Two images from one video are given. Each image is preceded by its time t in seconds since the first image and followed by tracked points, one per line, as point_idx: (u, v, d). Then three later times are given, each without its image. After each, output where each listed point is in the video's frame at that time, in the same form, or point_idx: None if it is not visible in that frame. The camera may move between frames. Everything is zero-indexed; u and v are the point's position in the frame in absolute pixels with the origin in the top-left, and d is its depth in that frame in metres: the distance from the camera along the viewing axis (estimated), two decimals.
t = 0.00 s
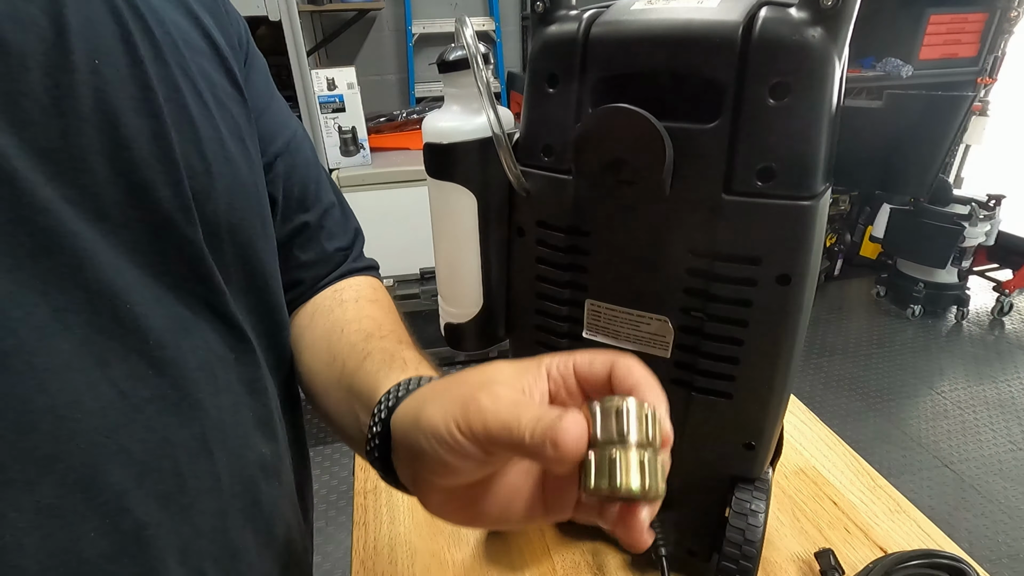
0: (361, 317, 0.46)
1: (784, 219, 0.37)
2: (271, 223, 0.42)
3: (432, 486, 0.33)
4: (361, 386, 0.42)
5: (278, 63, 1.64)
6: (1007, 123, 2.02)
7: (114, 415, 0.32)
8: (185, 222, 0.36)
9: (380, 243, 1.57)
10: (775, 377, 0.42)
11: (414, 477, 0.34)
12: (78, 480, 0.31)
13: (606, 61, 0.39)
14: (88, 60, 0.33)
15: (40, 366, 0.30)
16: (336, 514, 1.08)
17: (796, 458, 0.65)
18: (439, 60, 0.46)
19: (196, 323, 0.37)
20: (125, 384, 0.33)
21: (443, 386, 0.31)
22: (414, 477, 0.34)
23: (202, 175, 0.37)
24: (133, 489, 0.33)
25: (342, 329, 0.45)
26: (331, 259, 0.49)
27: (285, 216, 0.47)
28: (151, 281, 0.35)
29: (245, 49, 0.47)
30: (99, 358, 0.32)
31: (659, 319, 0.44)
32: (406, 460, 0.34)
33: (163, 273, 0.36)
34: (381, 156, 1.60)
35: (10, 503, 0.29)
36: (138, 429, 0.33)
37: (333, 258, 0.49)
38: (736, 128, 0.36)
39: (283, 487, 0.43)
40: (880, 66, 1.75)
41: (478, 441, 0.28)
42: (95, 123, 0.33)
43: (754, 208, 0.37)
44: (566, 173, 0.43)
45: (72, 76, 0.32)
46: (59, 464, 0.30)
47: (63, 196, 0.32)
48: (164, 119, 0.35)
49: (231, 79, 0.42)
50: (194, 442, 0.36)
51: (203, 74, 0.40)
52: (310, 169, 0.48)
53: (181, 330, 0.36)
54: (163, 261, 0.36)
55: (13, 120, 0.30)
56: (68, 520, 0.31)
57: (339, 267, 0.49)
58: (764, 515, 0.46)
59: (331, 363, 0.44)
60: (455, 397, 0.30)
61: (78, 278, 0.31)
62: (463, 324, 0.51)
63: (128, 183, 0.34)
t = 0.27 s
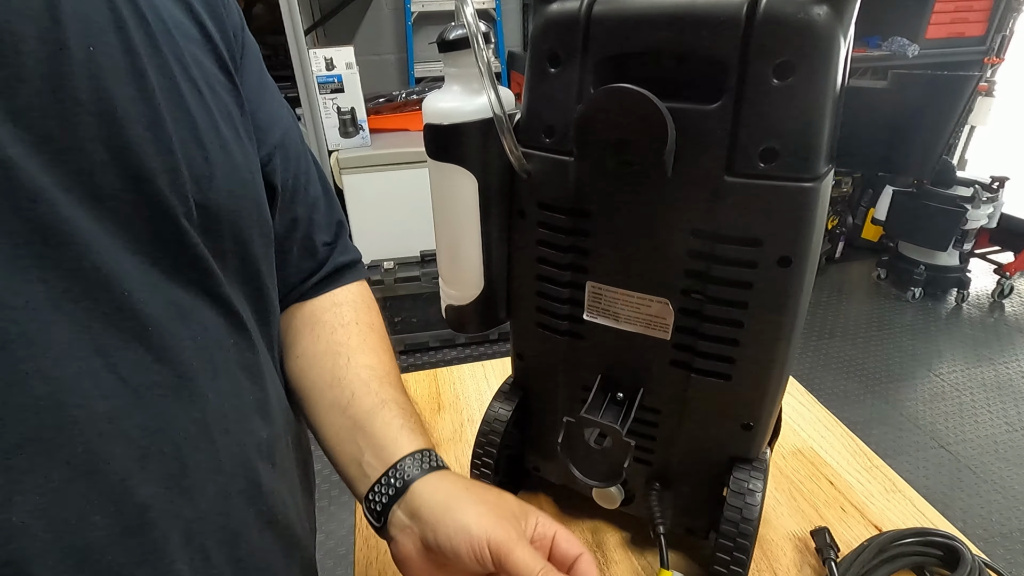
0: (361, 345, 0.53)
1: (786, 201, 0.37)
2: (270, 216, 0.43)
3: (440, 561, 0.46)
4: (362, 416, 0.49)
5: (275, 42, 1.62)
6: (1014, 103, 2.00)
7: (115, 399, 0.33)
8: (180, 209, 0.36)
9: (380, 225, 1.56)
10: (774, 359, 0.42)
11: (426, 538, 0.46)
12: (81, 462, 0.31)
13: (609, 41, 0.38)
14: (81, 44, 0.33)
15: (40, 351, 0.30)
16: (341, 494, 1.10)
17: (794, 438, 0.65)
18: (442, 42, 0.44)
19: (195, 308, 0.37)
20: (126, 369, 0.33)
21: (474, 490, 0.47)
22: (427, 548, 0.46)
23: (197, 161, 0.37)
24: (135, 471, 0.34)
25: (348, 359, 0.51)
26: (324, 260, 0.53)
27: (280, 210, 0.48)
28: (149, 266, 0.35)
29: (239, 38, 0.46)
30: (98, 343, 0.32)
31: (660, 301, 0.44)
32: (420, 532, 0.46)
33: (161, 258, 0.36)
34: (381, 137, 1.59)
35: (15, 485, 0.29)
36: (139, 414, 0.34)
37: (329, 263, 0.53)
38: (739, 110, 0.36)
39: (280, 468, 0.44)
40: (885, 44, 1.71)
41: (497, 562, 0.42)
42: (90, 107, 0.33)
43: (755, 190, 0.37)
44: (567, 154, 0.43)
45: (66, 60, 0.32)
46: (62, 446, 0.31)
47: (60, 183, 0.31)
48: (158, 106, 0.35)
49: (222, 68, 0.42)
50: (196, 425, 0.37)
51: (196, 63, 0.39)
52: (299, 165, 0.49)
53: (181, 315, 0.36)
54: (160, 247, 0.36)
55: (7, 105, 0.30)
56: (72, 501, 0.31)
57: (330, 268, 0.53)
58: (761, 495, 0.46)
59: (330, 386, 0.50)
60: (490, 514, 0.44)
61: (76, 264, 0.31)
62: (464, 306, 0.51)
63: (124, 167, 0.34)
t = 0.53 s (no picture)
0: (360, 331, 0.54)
1: (789, 175, 0.36)
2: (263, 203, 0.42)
3: (448, 535, 0.47)
4: (366, 402, 0.51)
5: (271, 16, 1.58)
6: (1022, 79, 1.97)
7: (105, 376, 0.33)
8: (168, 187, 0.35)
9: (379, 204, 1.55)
10: (774, 336, 0.42)
11: (434, 514, 0.47)
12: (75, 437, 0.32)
13: (611, 10, 0.37)
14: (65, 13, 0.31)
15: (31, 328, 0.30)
16: (342, 471, 1.11)
17: (792, 416, 0.66)
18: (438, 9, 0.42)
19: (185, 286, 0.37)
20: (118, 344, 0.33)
21: (479, 471, 0.48)
22: (436, 524, 0.47)
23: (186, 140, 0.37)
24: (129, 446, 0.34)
25: (348, 346, 0.52)
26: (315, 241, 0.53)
27: (273, 189, 0.47)
28: (139, 243, 0.35)
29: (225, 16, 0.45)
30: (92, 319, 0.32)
31: (660, 278, 0.44)
32: (430, 509, 0.47)
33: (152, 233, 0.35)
34: (379, 114, 1.56)
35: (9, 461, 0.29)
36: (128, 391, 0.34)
37: (320, 246, 0.53)
38: (743, 81, 0.35)
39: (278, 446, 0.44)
40: (891, 19, 1.65)
41: (502, 536, 0.44)
42: (76, 79, 0.32)
43: (758, 165, 0.36)
44: (568, 128, 0.42)
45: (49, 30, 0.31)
46: (57, 422, 0.31)
47: (46, 157, 0.31)
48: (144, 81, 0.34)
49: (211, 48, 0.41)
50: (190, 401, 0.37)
51: (182, 38, 0.39)
52: (288, 144, 0.48)
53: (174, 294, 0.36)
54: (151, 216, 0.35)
55: None
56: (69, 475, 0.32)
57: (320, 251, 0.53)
58: (760, 471, 0.47)
59: (332, 372, 0.51)
60: (497, 494, 0.46)
61: (64, 240, 0.31)
62: (462, 284, 0.51)
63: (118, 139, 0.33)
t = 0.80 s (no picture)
0: (361, 316, 0.54)
1: (797, 161, 0.36)
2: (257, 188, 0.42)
3: (458, 510, 0.48)
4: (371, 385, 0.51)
5: None
6: None
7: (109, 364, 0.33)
8: (165, 175, 0.35)
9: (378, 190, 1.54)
10: (778, 323, 0.42)
11: (445, 490, 0.47)
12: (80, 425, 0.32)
13: None
14: None
15: (31, 316, 0.29)
16: (343, 456, 1.11)
17: (794, 402, 0.66)
18: None
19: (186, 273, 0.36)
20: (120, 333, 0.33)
21: (487, 447, 0.48)
22: (447, 500, 0.48)
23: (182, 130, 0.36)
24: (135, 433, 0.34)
25: (351, 330, 0.52)
26: (314, 229, 0.52)
27: (271, 179, 0.47)
28: (137, 231, 0.34)
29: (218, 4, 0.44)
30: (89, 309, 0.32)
31: (664, 265, 0.43)
32: (440, 485, 0.47)
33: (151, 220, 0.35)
34: (378, 99, 1.55)
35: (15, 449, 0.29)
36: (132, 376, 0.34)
37: (319, 233, 0.53)
38: (752, 64, 0.34)
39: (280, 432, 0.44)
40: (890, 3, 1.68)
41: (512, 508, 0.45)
42: (71, 62, 0.31)
43: (765, 150, 0.36)
44: (572, 114, 0.41)
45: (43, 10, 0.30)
46: (59, 409, 0.31)
47: (43, 141, 0.30)
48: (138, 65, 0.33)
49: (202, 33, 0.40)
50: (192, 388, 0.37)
51: (176, 26, 0.38)
52: (283, 134, 0.47)
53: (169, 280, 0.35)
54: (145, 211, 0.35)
55: None
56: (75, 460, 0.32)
57: (319, 239, 0.53)
58: (761, 458, 0.47)
59: (336, 357, 0.51)
60: (504, 467, 0.46)
61: (62, 225, 0.30)
62: (465, 271, 0.50)
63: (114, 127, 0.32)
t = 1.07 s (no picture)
0: (356, 295, 0.54)
1: (796, 146, 0.35)
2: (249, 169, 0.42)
3: (455, 482, 0.49)
4: (367, 364, 0.51)
5: None
6: None
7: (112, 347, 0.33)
8: (154, 158, 0.35)
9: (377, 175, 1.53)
10: (776, 307, 0.42)
11: (441, 462, 0.48)
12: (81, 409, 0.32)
13: None
14: None
15: (30, 301, 0.29)
16: (343, 440, 1.12)
17: (791, 387, 0.66)
18: None
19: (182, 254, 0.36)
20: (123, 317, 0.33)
21: (482, 421, 0.49)
22: (443, 472, 0.49)
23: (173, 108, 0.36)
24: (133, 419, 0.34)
25: (347, 308, 0.53)
26: (306, 207, 0.52)
27: (260, 160, 0.46)
28: (133, 214, 0.34)
29: None
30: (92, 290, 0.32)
31: (662, 250, 0.43)
32: (437, 457, 0.48)
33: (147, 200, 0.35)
34: (377, 83, 1.53)
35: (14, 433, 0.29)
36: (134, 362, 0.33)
37: (310, 212, 0.53)
38: (752, 47, 0.34)
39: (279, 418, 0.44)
40: None
41: (505, 478, 0.45)
42: (62, 46, 0.31)
43: (764, 135, 0.36)
44: (570, 97, 0.41)
45: None
46: (61, 393, 0.31)
47: (36, 126, 0.30)
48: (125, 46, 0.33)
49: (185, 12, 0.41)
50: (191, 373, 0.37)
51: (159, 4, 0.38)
52: (272, 112, 0.47)
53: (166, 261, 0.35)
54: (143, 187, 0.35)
55: None
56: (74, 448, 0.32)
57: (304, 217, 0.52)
58: (757, 442, 0.47)
59: (333, 336, 0.52)
60: (497, 439, 0.47)
61: (57, 209, 0.30)
62: (463, 256, 0.50)
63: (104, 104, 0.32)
